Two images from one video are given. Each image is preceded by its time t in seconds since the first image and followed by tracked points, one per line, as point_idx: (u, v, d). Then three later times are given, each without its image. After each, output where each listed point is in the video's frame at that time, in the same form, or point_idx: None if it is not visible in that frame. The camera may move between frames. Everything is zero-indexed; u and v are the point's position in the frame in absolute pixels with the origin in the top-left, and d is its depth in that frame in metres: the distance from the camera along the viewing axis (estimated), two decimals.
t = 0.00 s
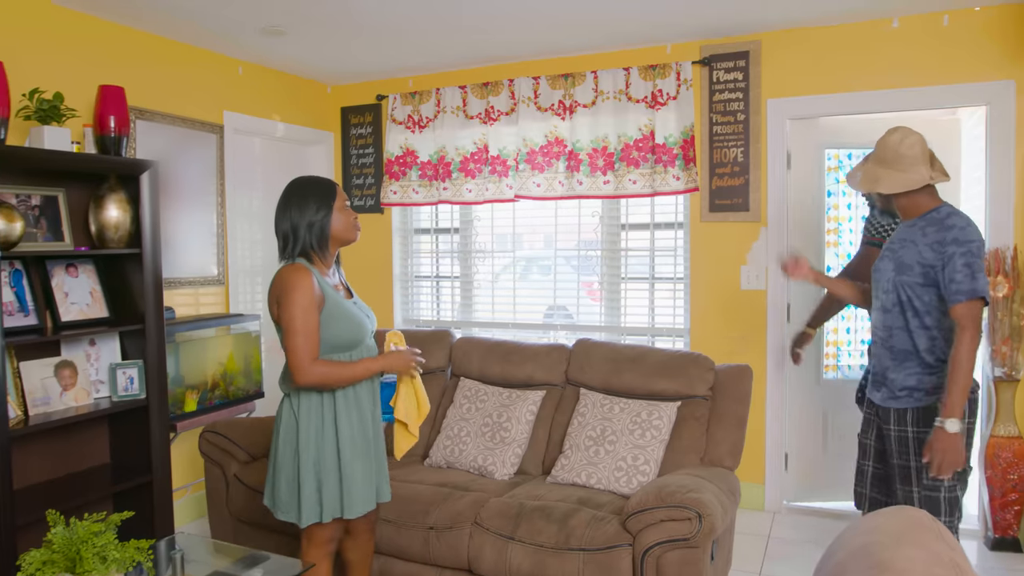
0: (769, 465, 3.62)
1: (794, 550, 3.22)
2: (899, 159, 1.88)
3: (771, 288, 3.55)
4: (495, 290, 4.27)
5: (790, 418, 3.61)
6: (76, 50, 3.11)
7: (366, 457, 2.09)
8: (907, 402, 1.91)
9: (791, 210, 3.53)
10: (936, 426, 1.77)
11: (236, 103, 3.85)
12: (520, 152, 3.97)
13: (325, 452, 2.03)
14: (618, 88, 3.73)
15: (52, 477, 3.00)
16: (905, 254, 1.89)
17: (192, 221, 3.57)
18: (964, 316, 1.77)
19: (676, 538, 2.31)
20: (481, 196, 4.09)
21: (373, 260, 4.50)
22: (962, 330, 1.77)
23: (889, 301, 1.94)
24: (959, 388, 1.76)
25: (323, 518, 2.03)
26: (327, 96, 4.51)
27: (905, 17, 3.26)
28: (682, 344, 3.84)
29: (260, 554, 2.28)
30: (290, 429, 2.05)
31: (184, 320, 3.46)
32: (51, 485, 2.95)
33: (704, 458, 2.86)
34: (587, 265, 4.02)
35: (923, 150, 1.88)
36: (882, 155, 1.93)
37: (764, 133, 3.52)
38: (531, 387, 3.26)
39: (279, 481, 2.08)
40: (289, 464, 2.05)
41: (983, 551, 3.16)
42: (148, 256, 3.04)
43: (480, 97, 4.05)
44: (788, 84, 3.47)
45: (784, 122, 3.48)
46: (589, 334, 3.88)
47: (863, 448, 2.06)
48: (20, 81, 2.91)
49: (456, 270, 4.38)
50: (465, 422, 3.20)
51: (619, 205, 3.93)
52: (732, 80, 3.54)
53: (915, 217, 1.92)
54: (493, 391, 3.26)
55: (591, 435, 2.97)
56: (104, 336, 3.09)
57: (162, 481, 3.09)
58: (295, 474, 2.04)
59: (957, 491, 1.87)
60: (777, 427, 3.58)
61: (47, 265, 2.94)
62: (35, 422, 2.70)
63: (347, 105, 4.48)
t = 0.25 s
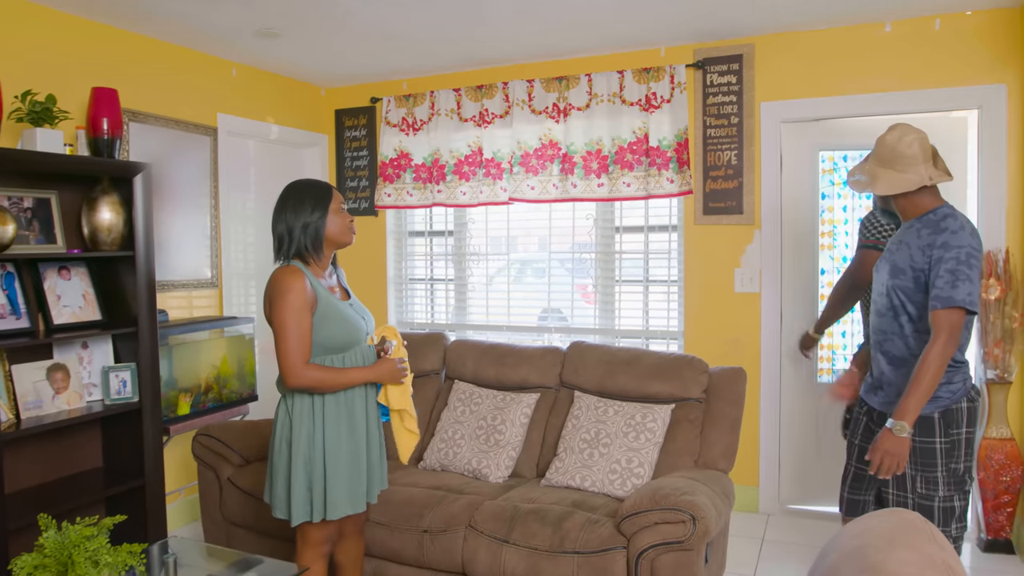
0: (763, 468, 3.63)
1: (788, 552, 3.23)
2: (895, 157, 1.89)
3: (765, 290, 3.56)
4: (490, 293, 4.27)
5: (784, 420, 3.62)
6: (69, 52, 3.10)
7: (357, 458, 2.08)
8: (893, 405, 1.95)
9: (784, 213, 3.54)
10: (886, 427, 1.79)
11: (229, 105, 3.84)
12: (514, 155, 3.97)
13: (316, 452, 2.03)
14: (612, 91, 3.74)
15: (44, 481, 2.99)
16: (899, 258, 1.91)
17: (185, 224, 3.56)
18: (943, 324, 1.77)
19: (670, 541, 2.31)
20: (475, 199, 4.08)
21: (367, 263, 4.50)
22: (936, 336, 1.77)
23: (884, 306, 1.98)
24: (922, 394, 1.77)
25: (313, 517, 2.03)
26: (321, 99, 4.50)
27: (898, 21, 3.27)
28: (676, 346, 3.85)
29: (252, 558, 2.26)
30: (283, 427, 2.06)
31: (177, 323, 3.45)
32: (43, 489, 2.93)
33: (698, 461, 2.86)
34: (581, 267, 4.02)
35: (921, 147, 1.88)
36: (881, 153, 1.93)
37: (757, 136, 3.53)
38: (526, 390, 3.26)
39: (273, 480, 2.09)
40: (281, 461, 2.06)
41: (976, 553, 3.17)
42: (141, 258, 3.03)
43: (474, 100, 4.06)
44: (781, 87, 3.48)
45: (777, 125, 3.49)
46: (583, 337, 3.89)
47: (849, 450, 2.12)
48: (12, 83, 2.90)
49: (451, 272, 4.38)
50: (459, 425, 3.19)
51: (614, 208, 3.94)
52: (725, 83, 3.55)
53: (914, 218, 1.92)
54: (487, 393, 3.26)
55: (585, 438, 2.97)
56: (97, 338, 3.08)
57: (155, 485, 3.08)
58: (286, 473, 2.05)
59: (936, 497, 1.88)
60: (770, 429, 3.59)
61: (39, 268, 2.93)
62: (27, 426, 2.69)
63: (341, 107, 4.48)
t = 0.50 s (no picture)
0: (759, 470, 3.63)
1: (784, 554, 3.24)
2: (886, 160, 1.91)
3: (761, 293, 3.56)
4: (486, 295, 4.27)
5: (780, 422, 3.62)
6: (65, 54, 3.09)
7: (357, 455, 2.08)
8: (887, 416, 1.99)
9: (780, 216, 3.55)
10: (889, 440, 1.86)
11: (225, 107, 3.84)
12: (510, 157, 3.97)
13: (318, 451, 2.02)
14: (608, 93, 3.74)
15: (38, 484, 2.98)
16: (890, 264, 1.92)
17: (181, 227, 3.56)
18: (940, 334, 1.81)
19: (666, 543, 2.31)
20: (472, 201, 4.09)
21: (363, 266, 4.50)
22: (936, 347, 1.81)
23: (872, 313, 1.98)
24: (923, 405, 1.83)
25: (315, 515, 2.03)
26: (318, 101, 4.50)
27: (893, 25, 3.29)
28: (672, 349, 3.85)
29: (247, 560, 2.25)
30: (282, 427, 2.05)
31: (173, 325, 3.44)
32: (38, 492, 2.92)
33: (694, 463, 2.86)
34: (577, 270, 4.03)
35: (910, 152, 1.91)
36: (868, 156, 1.95)
37: (753, 139, 3.54)
38: (522, 392, 3.26)
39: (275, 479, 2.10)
40: (282, 461, 2.06)
41: (972, 555, 3.18)
42: (137, 260, 3.03)
43: (471, 103, 4.06)
44: (777, 90, 3.49)
45: (773, 128, 3.50)
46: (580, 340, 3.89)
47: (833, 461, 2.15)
48: (8, 85, 2.90)
49: (447, 275, 4.39)
50: (456, 428, 3.19)
51: (610, 210, 3.95)
52: (721, 86, 3.56)
53: (902, 224, 1.95)
54: (483, 396, 3.26)
55: (581, 440, 2.97)
56: (92, 341, 3.07)
57: (151, 488, 3.07)
58: (287, 472, 2.05)
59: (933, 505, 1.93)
60: (766, 432, 3.60)
61: (35, 270, 2.92)
62: (22, 429, 2.68)
63: (337, 110, 4.48)
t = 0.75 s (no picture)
0: (757, 471, 3.63)
1: (782, 555, 3.24)
2: (855, 162, 1.85)
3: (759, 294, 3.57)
4: (484, 296, 4.27)
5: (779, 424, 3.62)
6: (63, 54, 3.09)
7: (355, 453, 2.08)
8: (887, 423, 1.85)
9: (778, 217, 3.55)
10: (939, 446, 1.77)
11: (224, 109, 3.84)
12: (509, 158, 3.97)
13: (315, 450, 2.02)
14: (607, 94, 3.75)
15: (36, 485, 2.97)
16: (872, 263, 1.82)
17: (179, 228, 3.56)
18: (938, 329, 1.75)
19: (665, 544, 2.31)
20: (470, 202, 4.09)
21: (362, 267, 4.50)
22: (937, 341, 1.75)
23: (853, 312, 1.87)
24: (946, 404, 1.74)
25: (312, 515, 2.02)
26: (316, 102, 4.50)
27: (891, 26, 3.29)
28: (671, 350, 3.85)
29: (246, 561, 2.25)
30: (279, 426, 2.05)
31: (171, 326, 3.44)
32: (35, 493, 2.92)
33: (693, 464, 2.87)
34: (576, 271, 4.03)
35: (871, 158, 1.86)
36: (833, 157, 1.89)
37: (751, 140, 3.54)
38: (520, 393, 3.26)
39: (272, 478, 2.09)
40: (279, 460, 2.06)
41: (971, 556, 3.18)
42: (134, 261, 3.02)
43: (469, 104, 4.06)
44: (775, 91, 3.49)
45: (771, 129, 3.51)
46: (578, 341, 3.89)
47: (805, 478, 2.00)
48: (6, 86, 2.89)
49: (445, 276, 4.38)
50: (454, 429, 3.19)
51: (608, 211, 3.95)
52: (719, 88, 3.56)
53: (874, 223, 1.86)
54: (482, 397, 3.26)
55: (580, 441, 2.97)
56: (90, 342, 3.07)
57: (148, 489, 3.07)
58: (285, 471, 2.05)
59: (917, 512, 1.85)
60: (765, 433, 3.60)
61: (32, 271, 2.92)
62: (20, 430, 2.67)
63: (336, 111, 4.48)
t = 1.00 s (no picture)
0: (757, 472, 3.63)
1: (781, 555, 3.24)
2: (811, 160, 1.91)
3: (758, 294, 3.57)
4: (483, 296, 4.27)
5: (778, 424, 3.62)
6: (61, 54, 3.09)
7: (351, 455, 2.08)
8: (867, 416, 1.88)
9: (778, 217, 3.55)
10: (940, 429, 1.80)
11: (222, 109, 3.84)
12: (508, 158, 3.97)
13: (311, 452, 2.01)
14: (606, 94, 3.75)
15: (35, 485, 2.97)
16: (844, 257, 1.85)
17: (178, 228, 3.56)
18: (917, 316, 1.80)
19: (663, 544, 2.31)
20: (469, 202, 4.09)
21: (361, 267, 4.49)
22: (921, 330, 1.80)
23: (829, 307, 1.89)
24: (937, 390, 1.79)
25: (309, 518, 2.02)
26: (315, 102, 4.50)
27: (890, 26, 3.29)
28: (670, 350, 3.85)
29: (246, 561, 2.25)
30: (276, 428, 2.05)
31: (170, 326, 3.44)
32: (34, 493, 2.92)
33: (692, 464, 2.87)
34: (575, 271, 4.03)
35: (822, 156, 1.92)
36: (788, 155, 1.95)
37: (750, 140, 3.54)
38: (519, 393, 3.26)
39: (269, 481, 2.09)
40: (276, 463, 2.06)
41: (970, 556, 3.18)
42: (133, 261, 3.02)
43: (468, 104, 4.06)
44: (774, 91, 3.49)
45: (770, 129, 3.51)
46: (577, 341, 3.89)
47: (774, 482, 2.03)
48: (5, 86, 2.89)
49: (444, 276, 4.38)
50: (453, 429, 3.19)
51: (607, 212, 3.95)
52: (718, 88, 3.56)
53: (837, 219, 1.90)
54: (481, 397, 3.26)
55: (579, 441, 2.97)
56: (89, 342, 3.06)
57: (147, 489, 3.07)
58: (282, 474, 2.05)
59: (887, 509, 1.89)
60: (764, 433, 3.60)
61: (31, 271, 2.91)
62: (18, 430, 2.67)
63: (334, 111, 4.48)
